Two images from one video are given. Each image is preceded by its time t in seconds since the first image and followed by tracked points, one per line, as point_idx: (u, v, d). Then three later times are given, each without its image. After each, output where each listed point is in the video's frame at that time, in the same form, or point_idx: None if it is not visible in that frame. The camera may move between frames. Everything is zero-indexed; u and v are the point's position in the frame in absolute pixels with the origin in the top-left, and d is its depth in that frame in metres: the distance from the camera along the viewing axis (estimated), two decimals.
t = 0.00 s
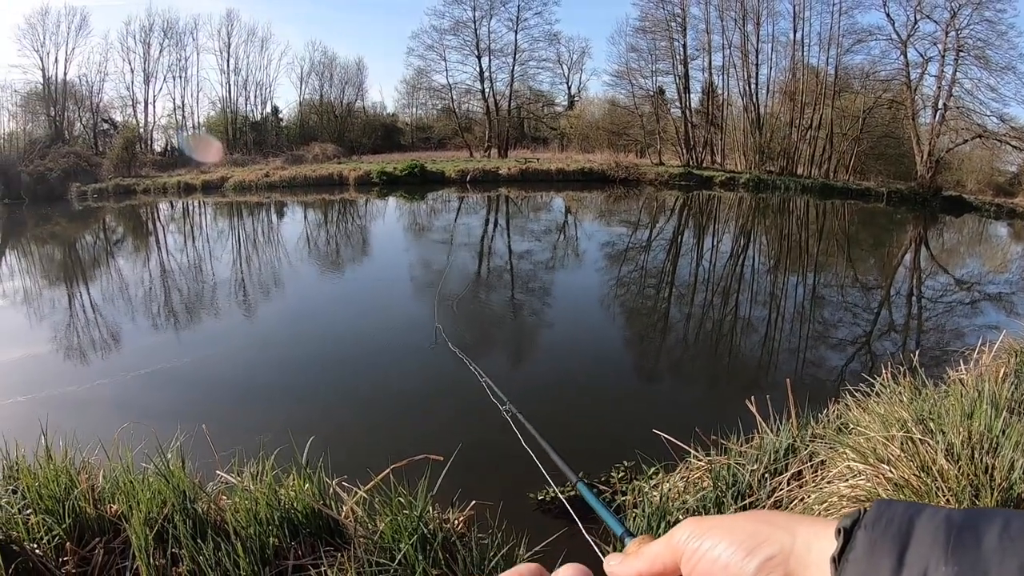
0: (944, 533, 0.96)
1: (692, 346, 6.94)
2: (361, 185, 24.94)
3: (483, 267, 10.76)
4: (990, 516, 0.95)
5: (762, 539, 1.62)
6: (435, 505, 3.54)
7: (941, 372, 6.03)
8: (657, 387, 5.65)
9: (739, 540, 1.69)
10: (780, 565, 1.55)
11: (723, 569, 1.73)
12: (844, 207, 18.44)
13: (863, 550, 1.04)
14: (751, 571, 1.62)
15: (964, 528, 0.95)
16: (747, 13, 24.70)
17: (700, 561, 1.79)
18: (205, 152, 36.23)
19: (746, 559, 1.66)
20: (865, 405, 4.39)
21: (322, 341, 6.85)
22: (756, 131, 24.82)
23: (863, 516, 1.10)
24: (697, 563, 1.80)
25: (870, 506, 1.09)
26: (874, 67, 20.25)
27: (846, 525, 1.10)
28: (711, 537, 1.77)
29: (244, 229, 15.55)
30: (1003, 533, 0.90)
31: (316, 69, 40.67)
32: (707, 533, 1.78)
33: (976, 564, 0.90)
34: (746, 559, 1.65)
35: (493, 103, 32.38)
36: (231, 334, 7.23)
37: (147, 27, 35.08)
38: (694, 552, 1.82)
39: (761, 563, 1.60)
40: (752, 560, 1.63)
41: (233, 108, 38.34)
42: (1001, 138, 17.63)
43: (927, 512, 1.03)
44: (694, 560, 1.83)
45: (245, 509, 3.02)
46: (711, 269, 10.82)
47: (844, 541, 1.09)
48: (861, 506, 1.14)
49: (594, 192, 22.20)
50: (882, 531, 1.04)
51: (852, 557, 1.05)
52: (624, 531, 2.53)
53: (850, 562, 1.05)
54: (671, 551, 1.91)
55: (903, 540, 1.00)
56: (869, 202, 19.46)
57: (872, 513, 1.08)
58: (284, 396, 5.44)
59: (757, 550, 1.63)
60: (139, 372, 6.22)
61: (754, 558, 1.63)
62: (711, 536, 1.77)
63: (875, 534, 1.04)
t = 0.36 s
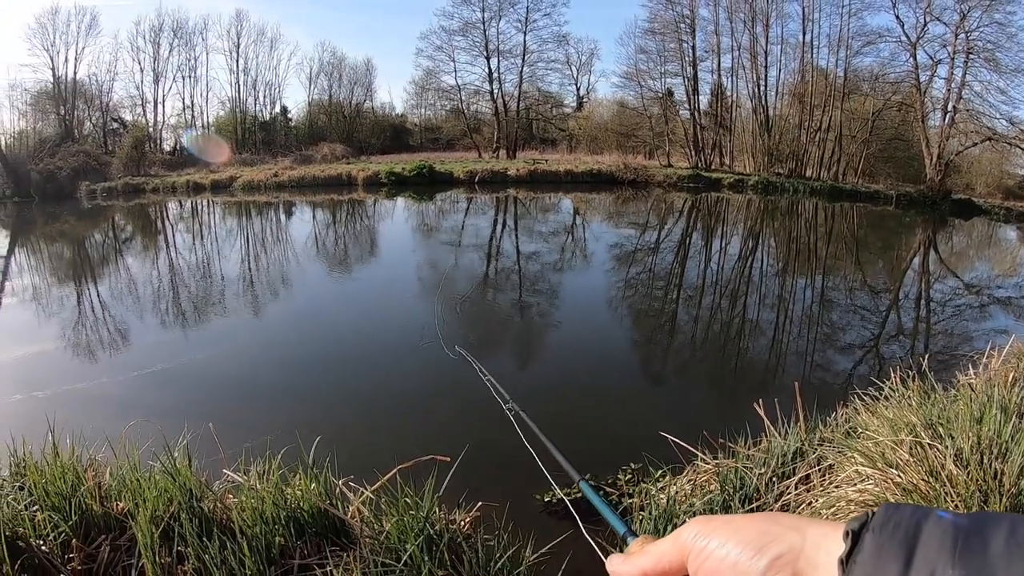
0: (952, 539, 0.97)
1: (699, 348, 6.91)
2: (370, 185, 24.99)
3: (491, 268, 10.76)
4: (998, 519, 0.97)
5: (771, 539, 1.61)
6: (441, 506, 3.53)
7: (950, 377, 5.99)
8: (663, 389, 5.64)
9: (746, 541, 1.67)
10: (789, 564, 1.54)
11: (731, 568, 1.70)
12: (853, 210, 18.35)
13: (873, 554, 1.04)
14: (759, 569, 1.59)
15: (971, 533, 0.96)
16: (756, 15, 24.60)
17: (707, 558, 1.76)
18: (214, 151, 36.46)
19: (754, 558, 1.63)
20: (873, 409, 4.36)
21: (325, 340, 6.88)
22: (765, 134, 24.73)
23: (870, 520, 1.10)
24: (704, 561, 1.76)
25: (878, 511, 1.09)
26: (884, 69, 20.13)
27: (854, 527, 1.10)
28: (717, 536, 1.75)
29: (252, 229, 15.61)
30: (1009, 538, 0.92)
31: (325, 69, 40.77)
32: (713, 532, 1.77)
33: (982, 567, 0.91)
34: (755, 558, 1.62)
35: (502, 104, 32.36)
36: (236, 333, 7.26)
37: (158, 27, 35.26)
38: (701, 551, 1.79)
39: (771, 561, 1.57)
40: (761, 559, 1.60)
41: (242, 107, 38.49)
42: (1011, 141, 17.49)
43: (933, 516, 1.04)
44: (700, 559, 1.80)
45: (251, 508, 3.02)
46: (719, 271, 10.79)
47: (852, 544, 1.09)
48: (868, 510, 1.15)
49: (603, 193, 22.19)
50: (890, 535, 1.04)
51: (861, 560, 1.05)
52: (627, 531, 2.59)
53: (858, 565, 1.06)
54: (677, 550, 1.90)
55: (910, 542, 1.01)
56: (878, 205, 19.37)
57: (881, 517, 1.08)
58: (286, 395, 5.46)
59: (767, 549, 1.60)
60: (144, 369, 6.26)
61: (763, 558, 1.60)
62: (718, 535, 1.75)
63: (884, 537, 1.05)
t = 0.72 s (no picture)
0: (961, 537, 0.97)
1: (705, 351, 6.90)
2: (377, 187, 25.05)
3: (497, 271, 10.77)
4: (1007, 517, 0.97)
5: (790, 525, 1.63)
6: (447, 509, 3.53)
7: (957, 382, 5.97)
8: (670, 393, 5.62)
9: (763, 526, 1.70)
10: (807, 549, 1.57)
11: (748, 556, 1.74)
12: (860, 214, 18.28)
13: (885, 549, 1.05)
14: (776, 558, 1.62)
15: (982, 528, 0.96)
16: (763, 18, 24.59)
17: (722, 545, 1.80)
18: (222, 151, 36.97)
19: (771, 546, 1.65)
20: (880, 414, 4.34)
21: (332, 340, 6.92)
22: (772, 137, 24.68)
23: (884, 515, 1.11)
24: (718, 547, 1.81)
25: (892, 506, 1.10)
26: (891, 72, 20.07)
27: (868, 523, 1.11)
28: (733, 524, 1.78)
29: (259, 230, 15.66)
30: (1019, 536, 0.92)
31: (332, 71, 40.91)
32: (729, 520, 1.79)
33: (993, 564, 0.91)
34: (772, 544, 1.65)
35: (509, 107, 32.38)
36: (244, 333, 7.29)
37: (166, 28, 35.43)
38: (715, 538, 1.82)
39: (787, 549, 1.60)
40: (779, 545, 1.63)
41: (250, 109, 38.67)
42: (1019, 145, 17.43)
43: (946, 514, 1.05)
44: (714, 544, 1.83)
45: (256, 509, 3.03)
46: (726, 275, 10.76)
47: (867, 538, 1.09)
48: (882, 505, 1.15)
49: (609, 196, 22.17)
50: (901, 531, 1.05)
51: (873, 554, 1.06)
52: (633, 523, 2.60)
53: (870, 561, 1.06)
54: (690, 537, 1.91)
55: (922, 537, 1.02)
56: (885, 209, 19.30)
57: (894, 513, 1.08)
58: (294, 395, 5.49)
59: (784, 534, 1.63)
60: (152, 368, 6.29)
61: (779, 546, 1.63)
62: (733, 523, 1.77)
63: (896, 533, 1.05)
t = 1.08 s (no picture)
0: (965, 540, 0.96)
1: (707, 355, 6.88)
2: (381, 188, 25.06)
3: (500, 273, 10.76)
4: (1009, 524, 0.96)
5: (789, 531, 1.63)
6: (448, 510, 3.53)
7: (960, 387, 5.95)
8: (671, 396, 5.61)
9: (764, 532, 1.69)
10: (806, 555, 1.57)
11: (745, 562, 1.71)
12: (865, 218, 18.24)
13: (885, 552, 1.04)
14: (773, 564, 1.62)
15: (983, 536, 0.96)
16: (768, 21, 24.56)
17: (719, 552, 1.78)
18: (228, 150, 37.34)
19: (769, 552, 1.65)
20: (883, 419, 4.31)
21: (334, 341, 6.96)
22: (776, 140, 24.64)
23: (885, 518, 1.10)
24: (716, 554, 1.78)
25: (893, 510, 1.09)
26: (896, 76, 20.02)
27: (868, 525, 1.10)
28: (733, 531, 1.76)
29: (262, 231, 15.66)
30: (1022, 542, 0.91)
31: (337, 73, 40.97)
32: (727, 527, 1.78)
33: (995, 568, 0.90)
34: (770, 550, 1.65)
35: (514, 109, 32.35)
36: (247, 333, 7.32)
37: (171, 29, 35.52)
38: (714, 545, 1.80)
39: (784, 555, 1.59)
40: (776, 552, 1.63)
41: (254, 110, 38.74)
42: None
43: (945, 515, 1.04)
44: (713, 552, 1.80)
45: (258, 509, 3.02)
46: (729, 278, 10.74)
47: (866, 540, 1.09)
48: (882, 509, 1.15)
49: (613, 199, 22.15)
50: (903, 533, 1.04)
51: (872, 557, 1.05)
52: (632, 527, 2.61)
53: (868, 562, 1.06)
54: (691, 543, 1.88)
55: (924, 540, 1.01)
56: (888, 213, 19.24)
57: (894, 516, 1.08)
58: (296, 395, 5.51)
59: (783, 541, 1.63)
60: (154, 368, 6.30)
61: (777, 552, 1.63)
62: (733, 530, 1.76)
63: (896, 536, 1.05)
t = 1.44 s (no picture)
0: (965, 541, 0.96)
1: (709, 357, 6.88)
2: (383, 190, 25.10)
3: (502, 274, 10.78)
4: (1009, 525, 0.96)
5: (790, 532, 1.63)
6: (449, 511, 3.52)
7: (961, 389, 5.94)
8: (673, 398, 5.61)
9: (764, 532, 1.69)
10: (806, 556, 1.56)
11: (743, 563, 1.71)
12: (867, 220, 18.25)
13: (886, 554, 1.04)
14: (773, 564, 1.61)
15: (981, 539, 0.95)
16: (770, 23, 24.56)
17: (719, 554, 1.77)
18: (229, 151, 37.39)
19: (769, 552, 1.64)
20: (884, 421, 4.30)
21: (335, 341, 6.98)
22: (778, 142, 24.64)
23: (886, 521, 1.10)
24: (716, 555, 1.77)
25: (894, 512, 1.09)
26: (897, 78, 20.00)
27: (868, 527, 1.11)
28: (732, 532, 1.76)
29: (264, 231, 15.67)
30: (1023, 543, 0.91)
31: (339, 74, 41.02)
32: (727, 528, 1.77)
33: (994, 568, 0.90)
34: (769, 551, 1.64)
35: (516, 111, 32.36)
36: (248, 333, 7.33)
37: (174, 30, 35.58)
38: (713, 546, 1.80)
39: (783, 556, 1.59)
40: (776, 552, 1.62)
41: (256, 111, 38.80)
42: None
43: (946, 518, 1.04)
44: (712, 554, 1.81)
45: (259, 509, 3.02)
46: (731, 280, 10.73)
47: (868, 543, 1.09)
48: (883, 511, 1.15)
49: (615, 201, 22.15)
50: (903, 535, 1.04)
51: (873, 558, 1.06)
52: (633, 528, 2.61)
53: (869, 564, 1.06)
54: (690, 544, 1.90)
55: (924, 541, 1.01)
56: (890, 215, 19.23)
57: (894, 518, 1.08)
58: (297, 394, 5.53)
59: (782, 541, 1.62)
60: (156, 368, 6.31)
61: (776, 552, 1.62)
62: (733, 532, 1.75)
63: (896, 536, 1.05)
